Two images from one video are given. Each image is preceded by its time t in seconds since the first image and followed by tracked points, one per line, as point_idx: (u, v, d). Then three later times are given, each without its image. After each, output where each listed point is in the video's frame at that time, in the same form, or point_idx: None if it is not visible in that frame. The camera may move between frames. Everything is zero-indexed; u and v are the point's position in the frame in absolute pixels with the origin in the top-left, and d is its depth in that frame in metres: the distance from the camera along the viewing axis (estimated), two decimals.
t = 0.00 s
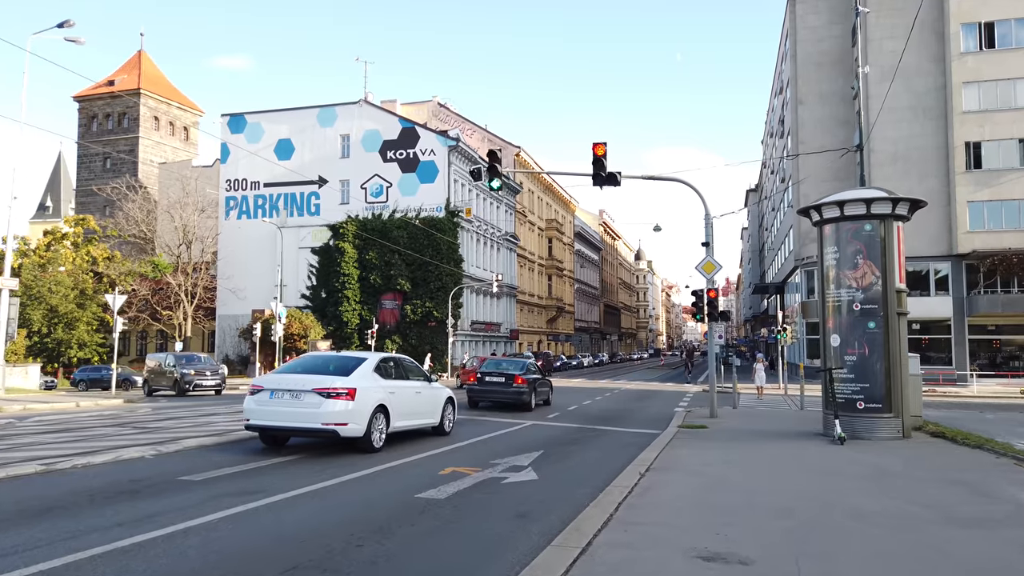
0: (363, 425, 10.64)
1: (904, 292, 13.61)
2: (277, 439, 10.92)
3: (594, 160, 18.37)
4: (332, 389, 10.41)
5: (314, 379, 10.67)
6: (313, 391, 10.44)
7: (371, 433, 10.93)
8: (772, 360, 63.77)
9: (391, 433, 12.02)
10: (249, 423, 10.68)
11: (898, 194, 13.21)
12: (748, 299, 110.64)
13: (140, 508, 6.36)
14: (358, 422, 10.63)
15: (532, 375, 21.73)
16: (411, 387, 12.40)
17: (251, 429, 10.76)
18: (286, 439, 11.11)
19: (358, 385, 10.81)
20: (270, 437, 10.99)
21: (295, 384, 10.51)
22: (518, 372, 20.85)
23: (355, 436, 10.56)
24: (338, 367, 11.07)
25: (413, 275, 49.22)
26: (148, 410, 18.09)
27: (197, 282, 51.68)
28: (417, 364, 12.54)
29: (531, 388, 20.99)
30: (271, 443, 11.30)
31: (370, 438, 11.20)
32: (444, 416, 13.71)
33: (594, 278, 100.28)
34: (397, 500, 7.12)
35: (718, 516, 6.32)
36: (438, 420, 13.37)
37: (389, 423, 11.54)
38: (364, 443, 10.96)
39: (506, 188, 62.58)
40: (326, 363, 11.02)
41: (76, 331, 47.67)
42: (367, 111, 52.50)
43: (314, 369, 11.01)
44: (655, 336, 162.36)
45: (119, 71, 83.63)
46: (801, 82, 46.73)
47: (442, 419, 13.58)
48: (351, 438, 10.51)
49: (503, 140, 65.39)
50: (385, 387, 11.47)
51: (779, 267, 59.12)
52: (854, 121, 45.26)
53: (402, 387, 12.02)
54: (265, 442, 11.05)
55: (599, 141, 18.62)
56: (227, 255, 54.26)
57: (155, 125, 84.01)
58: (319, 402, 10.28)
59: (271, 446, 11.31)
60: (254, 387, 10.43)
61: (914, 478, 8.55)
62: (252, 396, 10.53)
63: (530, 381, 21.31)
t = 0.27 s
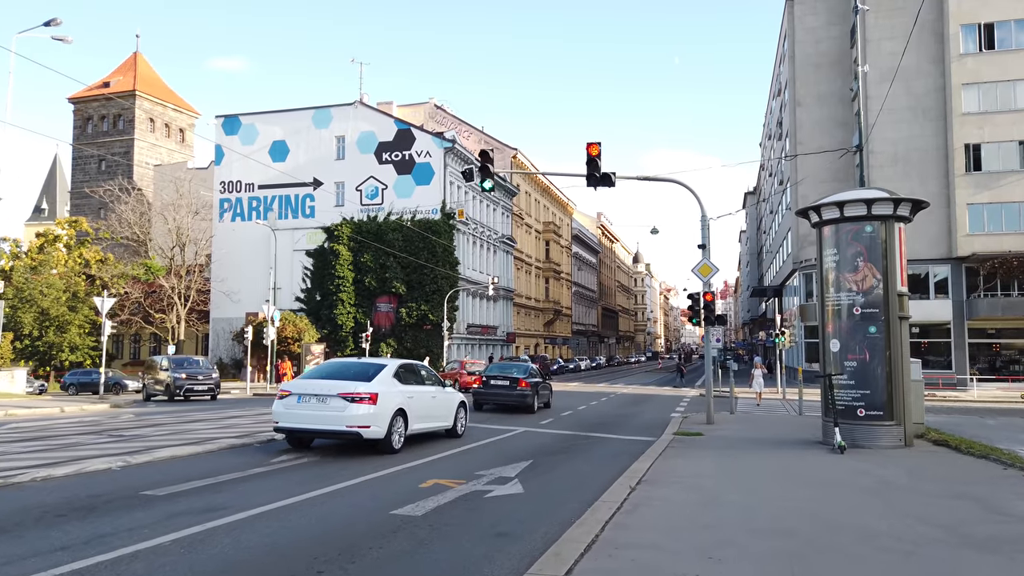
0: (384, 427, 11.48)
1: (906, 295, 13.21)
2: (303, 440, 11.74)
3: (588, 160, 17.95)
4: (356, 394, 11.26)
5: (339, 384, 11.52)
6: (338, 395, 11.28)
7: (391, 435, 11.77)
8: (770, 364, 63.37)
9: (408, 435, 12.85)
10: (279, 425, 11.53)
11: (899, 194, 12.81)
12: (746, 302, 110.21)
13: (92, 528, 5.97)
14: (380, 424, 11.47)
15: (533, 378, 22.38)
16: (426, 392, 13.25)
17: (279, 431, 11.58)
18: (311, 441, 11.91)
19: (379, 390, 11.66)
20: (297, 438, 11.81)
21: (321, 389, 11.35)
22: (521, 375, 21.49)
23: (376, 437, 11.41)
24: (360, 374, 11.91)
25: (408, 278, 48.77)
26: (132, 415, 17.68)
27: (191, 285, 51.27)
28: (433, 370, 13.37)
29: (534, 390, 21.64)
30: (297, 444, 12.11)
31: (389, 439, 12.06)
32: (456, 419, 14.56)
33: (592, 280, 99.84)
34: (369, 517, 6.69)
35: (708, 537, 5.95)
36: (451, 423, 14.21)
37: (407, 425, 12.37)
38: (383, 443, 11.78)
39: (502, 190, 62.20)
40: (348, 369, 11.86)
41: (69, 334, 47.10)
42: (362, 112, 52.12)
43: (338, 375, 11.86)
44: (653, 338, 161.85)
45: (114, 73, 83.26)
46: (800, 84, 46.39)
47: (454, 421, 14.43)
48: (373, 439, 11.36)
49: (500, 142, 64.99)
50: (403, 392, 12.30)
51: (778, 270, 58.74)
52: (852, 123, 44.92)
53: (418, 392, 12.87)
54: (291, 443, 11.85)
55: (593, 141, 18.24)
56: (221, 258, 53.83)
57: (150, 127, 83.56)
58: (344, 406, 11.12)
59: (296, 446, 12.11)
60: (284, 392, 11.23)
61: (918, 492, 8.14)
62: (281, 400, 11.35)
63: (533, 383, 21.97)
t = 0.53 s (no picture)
0: (401, 422, 12.21)
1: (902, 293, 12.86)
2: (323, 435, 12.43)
3: (578, 155, 17.57)
4: (375, 391, 11.98)
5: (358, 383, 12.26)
6: (358, 393, 12.02)
7: (407, 430, 12.49)
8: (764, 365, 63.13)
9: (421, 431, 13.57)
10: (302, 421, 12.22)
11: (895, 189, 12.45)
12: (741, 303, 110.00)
13: (33, 537, 5.57)
14: (397, 419, 12.20)
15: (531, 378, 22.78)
16: (438, 391, 13.98)
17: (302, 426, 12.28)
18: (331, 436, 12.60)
19: (396, 388, 12.39)
20: (319, 433, 12.51)
21: (342, 387, 12.06)
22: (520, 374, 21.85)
23: (393, 432, 12.13)
24: (377, 372, 12.65)
25: (399, 278, 48.30)
26: (111, 416, 17.27)
27: (180, 286, 50.64)
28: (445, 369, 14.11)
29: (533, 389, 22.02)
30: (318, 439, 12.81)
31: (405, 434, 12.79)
32: (466, 416, 15.29)
33: (586, 281, 99.51)
34: (334, 525, 6.26)
35: (696, 546, 5.55)
36: (461, 420, 14.93)
37: (421, 420, 13.09)
38: (399, 438, 12.49)
39: (495, 190, 61.78)
40: (366, 368, 12.58)
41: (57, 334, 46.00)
42: (353, 111, 51.66)
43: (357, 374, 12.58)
44: (647, 340, 161.69)
45: (105, 72, 82.63)
46: (793, 83, 46.10)
47: (464, 418, 15.17)
48: (391, 434, 12.08)
49: (493, 142, 64.57)
50: (417, 390, 13.04)
51: (772, 270, 58.49)
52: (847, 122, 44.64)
53: (431, 390, 13.62)
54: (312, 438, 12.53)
55: (583, 135, 17.82)
56: (211, 258, 53.28)
57: (141, 127, 82.90)
58: (364, 402, 11.85)
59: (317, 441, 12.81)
60: (308, 389, 11.93)
61: (918, 496, 7.74)
62: (304, 397, 12.06)
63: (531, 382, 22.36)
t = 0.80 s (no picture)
0: (421, 425, 12.96)
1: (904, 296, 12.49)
2: (348, 435, 13.15)
3: (572, 155, 17.18)
4: (398, 395, 12.75)
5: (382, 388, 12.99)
6: (382, 397, 12.77)
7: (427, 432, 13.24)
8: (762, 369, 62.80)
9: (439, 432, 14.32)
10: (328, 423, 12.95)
11: (897, 189, 12.08)
12: (738, 306, 109.70)
13: None
14: (418, 422, 12.95)
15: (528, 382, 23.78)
16: (455, 395, 14.74)
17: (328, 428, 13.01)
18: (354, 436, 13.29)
19: (417, 392, 13.16)
20: (343, 434, 13.23)
21: (367, 391, 12.81)
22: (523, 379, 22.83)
23: (414, 434, 12.88)
24: (398, 377, 13.40)
25: (395, 281, 47.90)
26: (97, 423, 16.92)
27: (173, 289, 50.15)
28: (461, 375, 14.85)
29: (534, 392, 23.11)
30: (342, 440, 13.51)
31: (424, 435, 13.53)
32: (478, 419, 16.09)
33: (584, 285, 99.14)
34: (302, 545, 5.85)
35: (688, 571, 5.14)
36: (474, 422, 15.72)
37: (440, 423, 13.85)
38: (420, 440, 13.23)
39: (492, 193, 61.46)
40: (388, 373, 13.34)
41: (47, 338, 45.50)
42: (348, 113, 51.29)
43: (379, 380, 13.31)
44: (645, 343, 161.39)
45: (100, 75, 82.29)
46: (791, 85, 45.82)
47: (476, 421, 15.98)
48: (413, 436, 12.84)
49: (490, 144, 64.20)
50: (436, 394, 13.80)
51: (770, 274, 58.14)
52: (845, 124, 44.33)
53: (449, 394, 14.39)
54: (337, 438, 13.21)
55: (577, 135, 17.43)
56: (205, 261, 52.85)
57: (136, 130, 82.51)
58: (388, 406, 12.58)
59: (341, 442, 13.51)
60: (336, 393, 12.65)
61: (928, 513, 7.33)
62: (332, 400, 12.79)
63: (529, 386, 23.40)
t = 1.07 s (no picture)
0: (440, 420, 13.94)
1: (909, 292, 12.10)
2: (371, 429, 14.13)
3: (566, 149, 16.76)
4: (419, 392, 13.73)
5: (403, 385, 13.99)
6: (404, 393, 13.77)
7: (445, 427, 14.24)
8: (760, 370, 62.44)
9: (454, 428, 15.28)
10: (353, 417, 13.93)
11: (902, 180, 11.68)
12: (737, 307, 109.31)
13: None
14: (437, 417, 13.93)
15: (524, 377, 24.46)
16: (469, 392, 15.76)
17: (352, 422, 13.99)
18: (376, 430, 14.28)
19: (436, 389, 14.16)
20: (366, 428, 14.20)
21: (389, 388, 13.80)
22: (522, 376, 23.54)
23: (434, 429, 13.87)
24: (418, 375, 14.39)
25: (390, 281, 47.46)
26: (81, 422, 16.53)
27: (166, 288, 49.75)
28: (474, 374, 15.81)
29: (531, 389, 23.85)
30: (364, 433, 14.49)
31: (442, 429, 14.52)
32: (488, 416, 16.99)
33: (582, 285, 98.74)
34: (267, 551, 5.45)
35: None
36: (486, 419, 16.66)
37: (456, 419, 14.84)
38: (438, 434, 14.18)
39: (489, 192, 61.06)
40: (408, 372, 14.32)
41: (38, 340, 44.83)
42: (344, 111, 50.88)
43: (400, 377, 14.29)
44: (644, 344, 161.00)
45: (96, 73, 81.90)
46: (790, 83, 45.46)
47: (487, 418, 16.91)
48: (432, 430, 13.82)
49: (487, 144, 63.81)
50: (453, 392, 14.80)
51: (769, 274, 57.76)
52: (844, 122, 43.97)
53: (464, 392, 15.40)
54: (360, 432, 14.21)
55: (571, 128, 17.02)
56: (199, 260, 52.45)
57: (132, 129, 82.03)
58: (410, 402, 13.58)
59: (363, 435, 14.50)
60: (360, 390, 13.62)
61: (938, 517, 6.90)
62: (357, 396, 13.78)
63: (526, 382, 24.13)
